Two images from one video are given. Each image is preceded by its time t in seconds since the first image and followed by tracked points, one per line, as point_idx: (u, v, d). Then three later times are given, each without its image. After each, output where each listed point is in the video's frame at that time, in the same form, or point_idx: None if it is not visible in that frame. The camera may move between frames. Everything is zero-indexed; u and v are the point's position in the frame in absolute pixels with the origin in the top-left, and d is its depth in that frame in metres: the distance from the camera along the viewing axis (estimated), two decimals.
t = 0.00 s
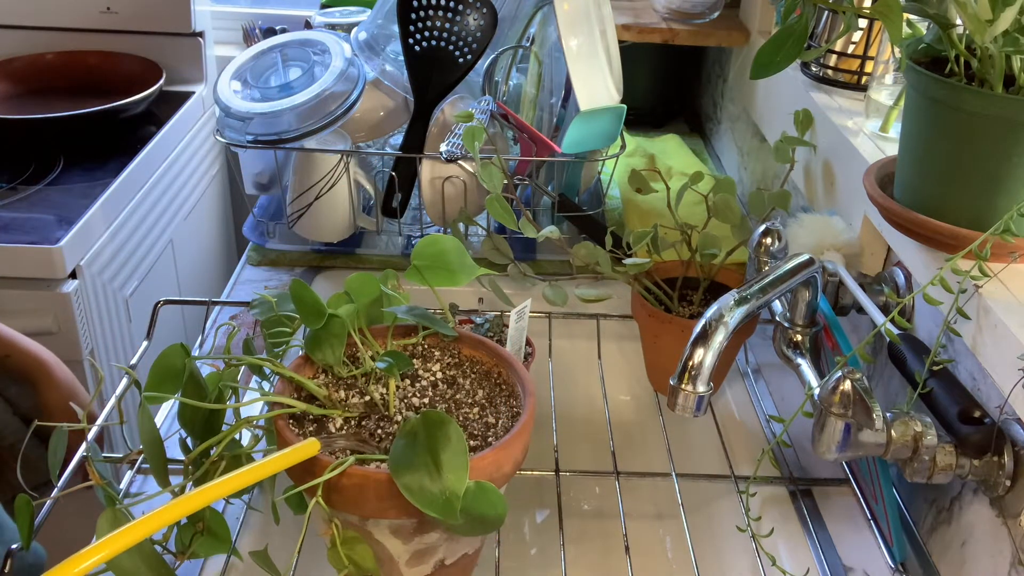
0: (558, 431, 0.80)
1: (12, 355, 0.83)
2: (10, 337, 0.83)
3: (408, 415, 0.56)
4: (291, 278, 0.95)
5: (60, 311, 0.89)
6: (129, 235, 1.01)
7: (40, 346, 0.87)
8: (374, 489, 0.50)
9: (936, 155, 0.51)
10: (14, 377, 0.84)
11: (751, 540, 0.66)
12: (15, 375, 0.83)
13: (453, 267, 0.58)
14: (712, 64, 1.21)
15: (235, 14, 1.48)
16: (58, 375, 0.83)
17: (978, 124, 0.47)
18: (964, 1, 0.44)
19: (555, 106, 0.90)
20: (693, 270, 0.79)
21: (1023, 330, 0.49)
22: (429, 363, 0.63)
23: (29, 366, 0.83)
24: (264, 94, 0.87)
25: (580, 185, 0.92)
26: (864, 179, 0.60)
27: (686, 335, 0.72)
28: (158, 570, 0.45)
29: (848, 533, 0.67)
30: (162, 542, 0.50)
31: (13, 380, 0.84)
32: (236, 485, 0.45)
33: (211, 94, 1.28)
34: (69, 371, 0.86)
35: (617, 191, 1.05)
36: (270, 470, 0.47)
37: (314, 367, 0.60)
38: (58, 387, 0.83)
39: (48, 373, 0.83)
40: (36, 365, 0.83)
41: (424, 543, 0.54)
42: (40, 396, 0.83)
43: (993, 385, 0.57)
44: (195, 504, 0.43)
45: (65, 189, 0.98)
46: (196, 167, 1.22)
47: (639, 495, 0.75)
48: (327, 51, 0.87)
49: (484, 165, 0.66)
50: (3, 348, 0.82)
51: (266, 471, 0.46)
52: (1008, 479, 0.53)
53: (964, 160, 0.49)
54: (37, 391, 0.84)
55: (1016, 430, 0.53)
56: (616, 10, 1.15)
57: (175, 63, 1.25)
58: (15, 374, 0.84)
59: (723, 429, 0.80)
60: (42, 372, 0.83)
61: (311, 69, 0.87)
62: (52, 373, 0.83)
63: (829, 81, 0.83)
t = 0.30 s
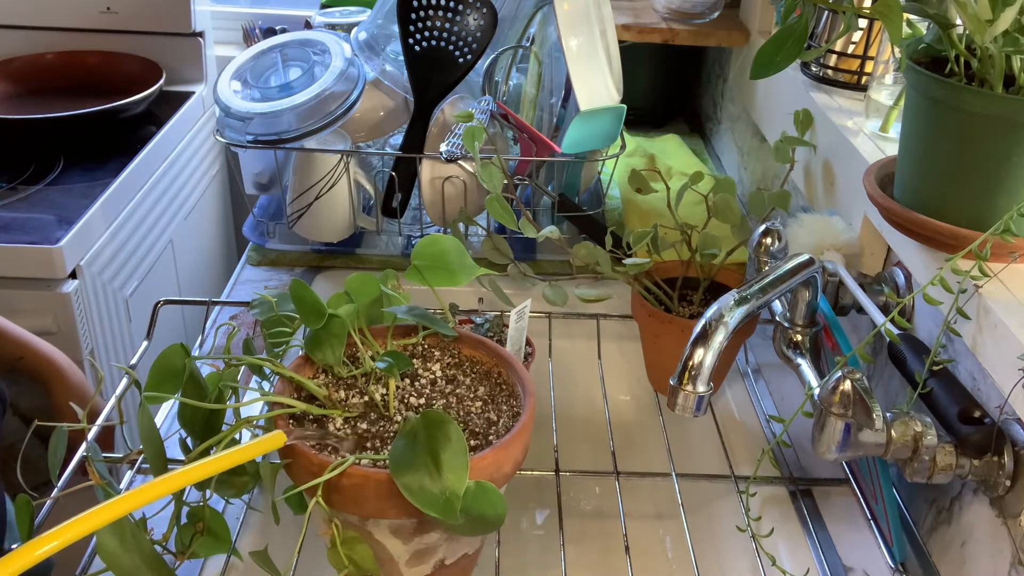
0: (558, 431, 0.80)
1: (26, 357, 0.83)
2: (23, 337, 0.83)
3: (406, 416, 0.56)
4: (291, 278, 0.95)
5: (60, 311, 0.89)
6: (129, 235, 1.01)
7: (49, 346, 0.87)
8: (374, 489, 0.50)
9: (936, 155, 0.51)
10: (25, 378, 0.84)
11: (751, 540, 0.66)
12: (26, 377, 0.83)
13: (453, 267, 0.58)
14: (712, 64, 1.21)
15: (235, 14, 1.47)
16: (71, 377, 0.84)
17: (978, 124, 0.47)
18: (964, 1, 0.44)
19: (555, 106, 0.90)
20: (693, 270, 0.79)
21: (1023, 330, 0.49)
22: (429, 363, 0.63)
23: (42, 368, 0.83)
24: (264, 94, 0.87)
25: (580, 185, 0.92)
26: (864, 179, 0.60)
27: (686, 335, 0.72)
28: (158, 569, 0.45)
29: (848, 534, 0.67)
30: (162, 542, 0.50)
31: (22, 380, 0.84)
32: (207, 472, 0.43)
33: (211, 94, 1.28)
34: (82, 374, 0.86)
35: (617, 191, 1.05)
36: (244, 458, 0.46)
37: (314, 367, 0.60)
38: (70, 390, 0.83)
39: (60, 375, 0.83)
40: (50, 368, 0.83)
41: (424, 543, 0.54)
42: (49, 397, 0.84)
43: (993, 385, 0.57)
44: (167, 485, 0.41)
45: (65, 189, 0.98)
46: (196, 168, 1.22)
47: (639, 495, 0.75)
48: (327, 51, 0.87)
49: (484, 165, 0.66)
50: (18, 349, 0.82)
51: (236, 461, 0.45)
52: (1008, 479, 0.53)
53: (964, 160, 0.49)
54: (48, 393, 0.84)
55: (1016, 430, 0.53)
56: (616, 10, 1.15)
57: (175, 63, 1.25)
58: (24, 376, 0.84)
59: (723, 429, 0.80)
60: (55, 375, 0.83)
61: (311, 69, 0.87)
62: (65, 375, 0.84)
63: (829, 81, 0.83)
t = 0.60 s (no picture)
0: (558, 431, 0.80)
1: (29, 358, 0.83)
2: (25, 338, 0.83)
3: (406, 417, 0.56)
4: (291, 278, 0.95)
5: (60, 311, 0.89)
6: (129, 234, 1.01)
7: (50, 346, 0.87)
8: (374, 489, 0.50)
9: (936, 155, 0.51)
10: (26, 378, 0.83)
11: (751, 540, 0.66)
12: (27, 377, 0.83)
13: (453, 267, 0.58)
14: (712, 64, 1.21)
15: (235, 14, 1.47)
16: (74, 378, 0.85)
17: (978, 124, 0.47)
18: (964, 1, 0.44)
19: (555, 106, 0.90)
20: (693, 270, 0.79)
21: (1023, 330, 0.49)
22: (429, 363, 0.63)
23: (45, 369, 0.84)
24: (264, 94, 0.87)
25: (580, 185, 0.92)
26: (864, 179, 0.60)
27: (686, 335, 0.72)
28: (158, 570, 0.45)
29: (847, 534, 0.67)
30: (162, 542, 0.50)
31: (24, 381, 0.84)
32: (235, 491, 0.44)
33: (211, 94, 1.28)
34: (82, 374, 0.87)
35: (617, 191, 1.05)
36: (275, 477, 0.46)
37: (314, 367, 0.60)
38: (71, 390, 0.84)
39: (63, 377, 0.84)
40: (53, 369, 0.83)
41: (424, 543, 0.54)
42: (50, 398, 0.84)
43: (993, 385, 0.57)
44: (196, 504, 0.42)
45: (65, 189, 0.98)
46: (196, 168, 1.22)
47: (639, 496, 0.75)
48: (327, 51, 0.87)
49: (484, 165, 0.66)
50: (21, 349, 0.82)
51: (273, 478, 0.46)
52: (1008, 479, 0.53)
53: (964, 160, 0.49)
54: (49, 393, 0.84)
55: (1016, 430, 0.53)
56: (616, 10, 1.15)
57: (175, 63, 1.25)
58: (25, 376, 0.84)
59: (723, 429, 0.80)
60: (57, 375, 0.84)
61: (311, 69, 0.87)
62: (66, 375, 0.84)
63: (829, 81, 0.83)
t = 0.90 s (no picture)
0: (558, 431, 0.80)
1: (24, 355, 0.83)
2: (22, 337, 0.83)
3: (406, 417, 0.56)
4: (291, 278, 0.95)
5: (61, 312, 0.89)
6: (129, 234, 1.01)
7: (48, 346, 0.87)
8: (374, 490, 0.50)
9: (936, 155, 0.51)
10: (23, 376, 0.84)
11: (751, 540, 0.66)
12: (25, 376, 0.83)
13: (453, 267, 0.58)
14: (712, 64, 1.21)
15: (235, 14, 1.47)
16: (71, 377, 0.84)
17: (978, 124, 0.47)
18: (964, 1, 0.44)
19: (555, 106, 0.90)
20: (693, 270, 0.79)
21: (1023, 331, 0.49)
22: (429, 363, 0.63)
23: (41, 366, 0.84)
24: (264, 94, 0.87)
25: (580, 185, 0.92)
26: (864, 179, 0.60)
27: (686, 335, 0.72)
28: (158, 569, 0.46)
29: (847, 533, 0.67)
30: (162, 542, 0.50)
31: (21, 379, 0.84)
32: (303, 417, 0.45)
33: (211, 94, 1.28)
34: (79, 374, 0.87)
35: (617, 191, 1.05)
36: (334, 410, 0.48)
37: (314, 367, 0.60)
38: (68, 388, 0.84)
39: (61, 375, 0.83)
40: (49, 367, 0.83)
41: (425, 543, 0.54)
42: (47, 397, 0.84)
43: (993, 385, 0.57)
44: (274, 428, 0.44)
45: (66, 189, 0.98)
46: (196, 168, 1.22)
47: (639, 495, 0.75)
48: (327, 51, 0.87)
49: (484, 165, 0.66)
50: (16, 348, 0.82)
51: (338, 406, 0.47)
52: (1008, 479, 0.53)
53: (964, 160, 0.49)
54: (47, 392, 0.84)
55: (1016, 430, 0.53)
56: (616, 10, 1.15)
57: (175, 63, 1.25)
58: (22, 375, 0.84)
59: (723, 429, 0.80)
60: (54, 373, 0.83)
61: (311, 69, 0.87)
62: (63, 373, 0.84)
63: (829, 81, 0.83)
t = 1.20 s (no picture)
0: (558, 431, 0.80)
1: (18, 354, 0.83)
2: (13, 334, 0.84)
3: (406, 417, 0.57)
4: (291, 278, 0.95)
5: (61, 312, 0.89)
6: (129, 234, 1.01)
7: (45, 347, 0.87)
8: (374, 490, 0.50)
9: (936, 155, 0.51)
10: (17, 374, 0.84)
11: (751, 540, 0.66)
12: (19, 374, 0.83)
13: (453, 267, 0.58)
14: (712, 64, 1.21)
15: (235, 14, 1.47)
16: (64, 375, 0.84)
17: (978, 124, 0.47)
18: (964, 1, 0.44)
19: (555, 106, 0.90)
20: (692, 270, 0.79)
21: (1022, 331, 0.49)
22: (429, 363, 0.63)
23: (32, 363, 0.83)
24: (264, 94, 0.87)
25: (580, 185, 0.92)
26: (864, 179, 0.60)
27: (686, 335, 0.72)
28: (158, 569, 0.46)
29: (847, 533, 0.67)
30: (162, 541, 0.50)
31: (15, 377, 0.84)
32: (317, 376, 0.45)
33: (211, 94, 1.28)
34: (71, 372, 0.86)
35: (617, 191, 1.06)
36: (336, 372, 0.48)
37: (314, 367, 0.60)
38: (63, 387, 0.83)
39: (53, 372, 0.82)
40: (42, 366, 0.83)
41: (425, 543, 0.54)
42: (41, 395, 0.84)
43: (993, 385, 0.57)
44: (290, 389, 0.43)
45: (65, 189, 0.98)
46: (196, 168, 1.22)
47: (639, 495, 0.75)
48: (327, 51, 0.87)
49: (484, 165, 0.66)
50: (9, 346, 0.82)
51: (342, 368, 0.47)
52: (1008, 479, 0.53)
53: (963, 160, 0.49)
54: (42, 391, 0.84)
55: (1016, 429, 0.53)
56: (616, 10, 1.15)
57: (175, 63, 1.25)
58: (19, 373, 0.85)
59: (723, 429, 0.80)
60: (47, 372, 0.83)
61: (311, 69, 0.87)
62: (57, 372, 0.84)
63: (829, 81, 0.83)
